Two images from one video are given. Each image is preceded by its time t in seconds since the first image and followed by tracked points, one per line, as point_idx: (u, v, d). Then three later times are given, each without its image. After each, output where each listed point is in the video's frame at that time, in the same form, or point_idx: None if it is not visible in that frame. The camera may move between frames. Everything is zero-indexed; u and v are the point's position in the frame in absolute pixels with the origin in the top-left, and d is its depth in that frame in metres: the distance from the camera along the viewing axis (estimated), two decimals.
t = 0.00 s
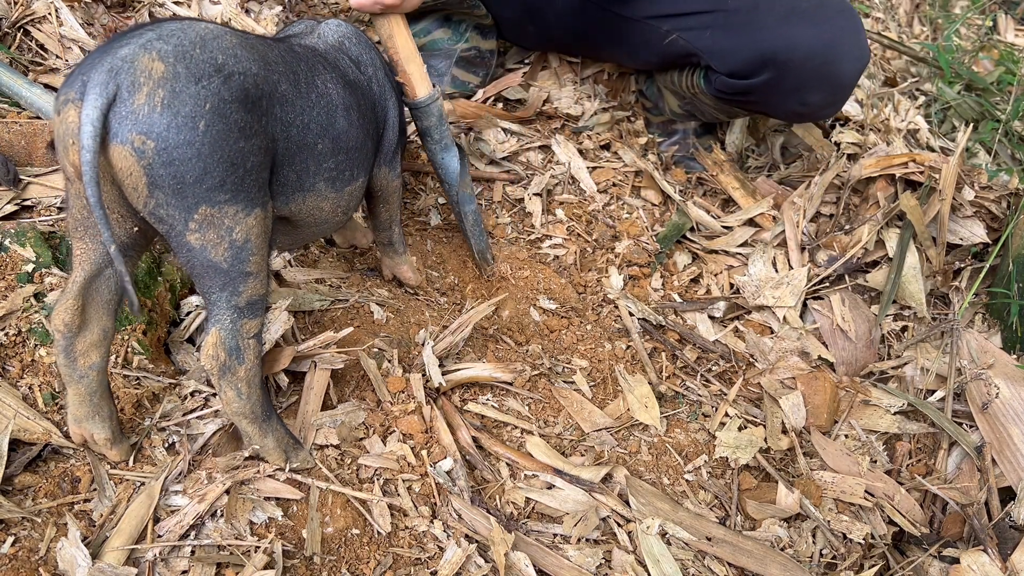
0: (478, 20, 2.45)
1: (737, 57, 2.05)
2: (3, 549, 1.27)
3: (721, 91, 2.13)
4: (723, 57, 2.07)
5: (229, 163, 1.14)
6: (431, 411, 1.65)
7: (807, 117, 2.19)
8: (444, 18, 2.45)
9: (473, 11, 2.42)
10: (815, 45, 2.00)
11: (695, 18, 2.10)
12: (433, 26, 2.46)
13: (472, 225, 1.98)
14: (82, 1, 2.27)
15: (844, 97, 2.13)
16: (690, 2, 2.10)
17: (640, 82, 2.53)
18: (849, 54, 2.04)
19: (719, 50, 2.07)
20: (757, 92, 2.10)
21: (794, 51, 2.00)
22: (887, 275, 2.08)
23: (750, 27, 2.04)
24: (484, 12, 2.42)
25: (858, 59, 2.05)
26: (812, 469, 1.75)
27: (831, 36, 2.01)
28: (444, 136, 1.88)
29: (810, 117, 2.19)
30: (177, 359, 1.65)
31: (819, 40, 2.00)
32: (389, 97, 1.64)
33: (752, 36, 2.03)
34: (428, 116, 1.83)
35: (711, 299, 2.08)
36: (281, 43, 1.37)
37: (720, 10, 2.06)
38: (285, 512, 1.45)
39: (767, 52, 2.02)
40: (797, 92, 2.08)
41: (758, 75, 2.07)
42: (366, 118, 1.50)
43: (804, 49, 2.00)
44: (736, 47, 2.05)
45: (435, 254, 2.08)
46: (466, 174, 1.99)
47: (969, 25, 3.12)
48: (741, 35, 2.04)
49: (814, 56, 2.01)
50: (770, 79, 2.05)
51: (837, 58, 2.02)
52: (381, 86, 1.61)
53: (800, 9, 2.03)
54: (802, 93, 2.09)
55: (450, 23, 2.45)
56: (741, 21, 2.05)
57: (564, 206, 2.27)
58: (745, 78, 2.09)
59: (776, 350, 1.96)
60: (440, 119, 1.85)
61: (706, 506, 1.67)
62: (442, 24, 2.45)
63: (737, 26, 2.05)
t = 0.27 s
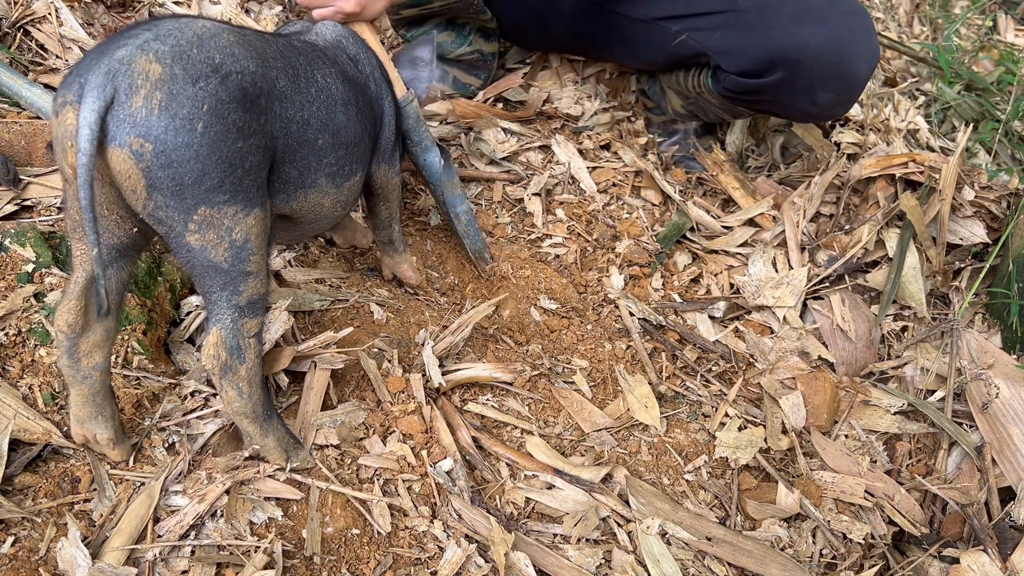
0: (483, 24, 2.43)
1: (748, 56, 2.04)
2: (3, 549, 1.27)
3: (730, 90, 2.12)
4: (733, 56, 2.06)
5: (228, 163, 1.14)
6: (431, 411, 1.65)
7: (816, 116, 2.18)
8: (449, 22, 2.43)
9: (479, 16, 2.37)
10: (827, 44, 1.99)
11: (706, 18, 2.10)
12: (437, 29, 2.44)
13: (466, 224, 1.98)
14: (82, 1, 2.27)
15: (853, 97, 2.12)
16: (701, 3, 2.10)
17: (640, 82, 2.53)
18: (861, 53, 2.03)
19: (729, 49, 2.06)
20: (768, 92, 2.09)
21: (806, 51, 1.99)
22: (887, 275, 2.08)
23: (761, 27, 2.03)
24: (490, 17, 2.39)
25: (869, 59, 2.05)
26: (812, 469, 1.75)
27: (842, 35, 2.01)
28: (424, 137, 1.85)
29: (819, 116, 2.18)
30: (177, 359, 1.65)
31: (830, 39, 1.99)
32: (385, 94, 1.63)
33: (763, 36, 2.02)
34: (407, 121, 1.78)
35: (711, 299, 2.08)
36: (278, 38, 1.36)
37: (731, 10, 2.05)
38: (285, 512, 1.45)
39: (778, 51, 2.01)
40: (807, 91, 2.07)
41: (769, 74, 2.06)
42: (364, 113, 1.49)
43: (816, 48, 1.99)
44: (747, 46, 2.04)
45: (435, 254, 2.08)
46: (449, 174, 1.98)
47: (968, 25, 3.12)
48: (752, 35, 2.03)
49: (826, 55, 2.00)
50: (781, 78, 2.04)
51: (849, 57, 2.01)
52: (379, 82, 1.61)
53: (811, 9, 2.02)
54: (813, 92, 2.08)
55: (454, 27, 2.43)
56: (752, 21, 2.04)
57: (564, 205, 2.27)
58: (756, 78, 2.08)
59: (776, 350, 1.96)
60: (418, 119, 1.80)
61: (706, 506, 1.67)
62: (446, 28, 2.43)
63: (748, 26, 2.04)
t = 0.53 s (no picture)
0: (484, 24, 2.41)
1: (748, 56, 2.04)
2: (3, 549, 1.27)
3: (730, 89, 2.11)
4: (733, 56, 2.06)
5: (227, 165, 1.14)
6: (431, 411, 1.65)
7: (816, 116, 2.18)
8: (450, 22, 2.39)
9: (480, 16, 2.35)
10: (827, 44, 1.99)
11: (706, 17, 2.09)
12: (438, 28, 2.41)
13: (459, 227, 1.96)
14: (82, 1, 2.27)
15: (853, 97, 2.12)
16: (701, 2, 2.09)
17: (640, 82, 2.53)
18: (860, 53, 2.03)
19: (729, 49, 2.06)
20: (768, 92, 2.09)
21: (806, 51, 1.99)
22: (887, 274, 2.08)
23: (762, 26, 2.02)
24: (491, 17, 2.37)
25: (869, 58, 2.05)
26: (812, 469, 1.75)
27: (842, 36, 2.00)
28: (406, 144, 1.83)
29: (819, 116, 2.18)
30: (177, 359, 1.65)
31: (830, 40, 1.99)
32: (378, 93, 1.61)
33: (763, 35, 2.02)
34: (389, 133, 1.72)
35: (711, 299, 2.08)
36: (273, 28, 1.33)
37: (731, 10, 2.05)
38: (285, 512, 1.45)
39: (778, 51, 2.00)
40: (807, 91, 2.07)
41: (769, 74, 2.05)
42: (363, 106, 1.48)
43: (816, 48, 1.98)
44: (747, 46, 2.03)
45: (435, 254, 2.08)
46: (437, 177, 1.93)
47: (968, 25, 3.12)
48: (751, 35, 2.03)
49: (825, 55, 1.99)
50: (780, 78, 2.03)
51: (849, 58, 2.01)
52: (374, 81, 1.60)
53: (812, 9, 2.02)
54: (813, 92, 2.07)
55: (455, 27, 2.40)
56: (753, 21, 2.03)
57: (564, 205, 2.27)
58: (756, 77, 2.07)
59: (776, 350, 1.96)
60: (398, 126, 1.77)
61: (706, 506, 1.67)
62: (447, 27, 2.40)
63: (748, 26, 2.04)
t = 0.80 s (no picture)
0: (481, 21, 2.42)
1: (735, 65, 2.04)
2: (3, 549, 1.27)
3: (719, 95, 2.12)
4: (720, 64, 2.07)
5: (235, 186, 1.12)
6: (431, 411, 1.65)
7: (804, 123, 2.18)
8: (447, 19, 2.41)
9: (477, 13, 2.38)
10: (812, 54, 1.99)
11: (695, 24, 2.09)
12: (436, 27, 2.41)
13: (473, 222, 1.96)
14: (82, 1, 2.27)
15: (840, 105, 2.11)
16: (691, 8, 2.09)
17: (640, 82, 2.53)
18: (846, 62, 2.03)
19: (716, 57, 2.07)
20: (756, 99, 2.09)
21: (792, 60, 1.99)
22: (887, 274, 2.08)
23: (748, 35, 2.02)
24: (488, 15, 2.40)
25: (854, 66, 2.05)
26: (812, 469, 1.75)
27: (828, 45, 2.01)
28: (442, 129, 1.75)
29: (807, 123, 2.18)
30: (177, 359, 1.65)
31: (816, 49, 1.99)
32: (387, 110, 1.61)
33: (750, 43, 2.01)
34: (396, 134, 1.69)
35: (711, 299, 2.08)
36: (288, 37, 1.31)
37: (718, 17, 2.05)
38: (285, 512, 1.45)
39: (764, 60, 2.00)
40: (794, 99, 2.07)
41: (757, 82, 2.06)
42: (373, 119, 1.46)
43: (801, 58, 1.99)
44: (733, 54, 2.03)
45: (435, 254, 2.08)
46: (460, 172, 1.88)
47: (968, 25, 3.12)
48: (738, 43, 2.03)
49: (810, 66, 2.00)
50: (767, 87, 2.04)
51: (834, 67, 2.01)
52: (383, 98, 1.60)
53: (798, 16, 2.02)
54: (799, 101, 2.08)
55: (453, 25, 2.41)
56: (739, 29, 2.02)
57: (564, 205, 2.27)
58: (744, 84, 2.08)
59: (776, 350, 1.96)
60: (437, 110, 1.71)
61: (706, 506, 1.67)
62: (444, 24, 2.41)
63: (734, 34, 2.03)
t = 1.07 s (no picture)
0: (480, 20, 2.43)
1: (735, 61, 2.04)
2: (3, 549, 1.27)
3: (719, 92, 2.13)
4: (721, 60, 2.07)
5: (214, 183, 1.12)
6: (431, 410, 1.65)
7: (804, 120, 2.18)
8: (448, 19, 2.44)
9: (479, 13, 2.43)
10: (812, 50, 1.99)
11: (694, 21, 2.09)
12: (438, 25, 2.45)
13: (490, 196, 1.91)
14: (82, 1, 2.27)
15: (840, 102, 2.11)
16: (690, 6, 2.09)
17: (640, 82, 2.53)
18: (846, 58, 2.03)
19: (717, 53, 2.07)
20: (756, 95, 2.09)
21: (792, 56, 1.98)
22: (887, 274, 2.08)
23: (748, 31, 2.02)
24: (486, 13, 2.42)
25: (855, 62, 2.04)
26: (812, 469, 1.75)
27: (828, 41, 2.00)
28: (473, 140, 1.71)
29: (808, 120, 2.18)
30: (177, 359, 1.65)
31: (816, 45, 1.99)
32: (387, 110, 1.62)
33: (751, 40, 2.01)
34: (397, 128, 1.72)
35: (711, 299, 2.08)
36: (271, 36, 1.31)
37: (718, 14, 2.05)
38: (285, 512, 1.45)
39: (764, 57, 2.00)
40: (795, 96, 2.07)
41: (757, 78, 2.06)
42: (361, 117, 1.45)
43: (802, 54, 1.99)
44: (733, 51, 2.03)
45: (434, 254, 2.08)
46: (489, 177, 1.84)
47: (968, 25, 3.12)
48: (738, 40, 2.03)
49: (810, 62, 1.99)
50: (767, 83, 2.04)
51: (835, 63, 2.01)
52: (379, 98, 1.59)
53: (798, 13, 2.01)
54: (799, 98, 2.08)
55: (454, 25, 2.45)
56: (739, 25, 2.03)
57: (564, 205, 2.27)
58: (744, 81, 2.08)
59: (776, 350, 1.96)
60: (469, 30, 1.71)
61: (706, 506, 1.67)
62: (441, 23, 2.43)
63: (734, 30, 2.03)
